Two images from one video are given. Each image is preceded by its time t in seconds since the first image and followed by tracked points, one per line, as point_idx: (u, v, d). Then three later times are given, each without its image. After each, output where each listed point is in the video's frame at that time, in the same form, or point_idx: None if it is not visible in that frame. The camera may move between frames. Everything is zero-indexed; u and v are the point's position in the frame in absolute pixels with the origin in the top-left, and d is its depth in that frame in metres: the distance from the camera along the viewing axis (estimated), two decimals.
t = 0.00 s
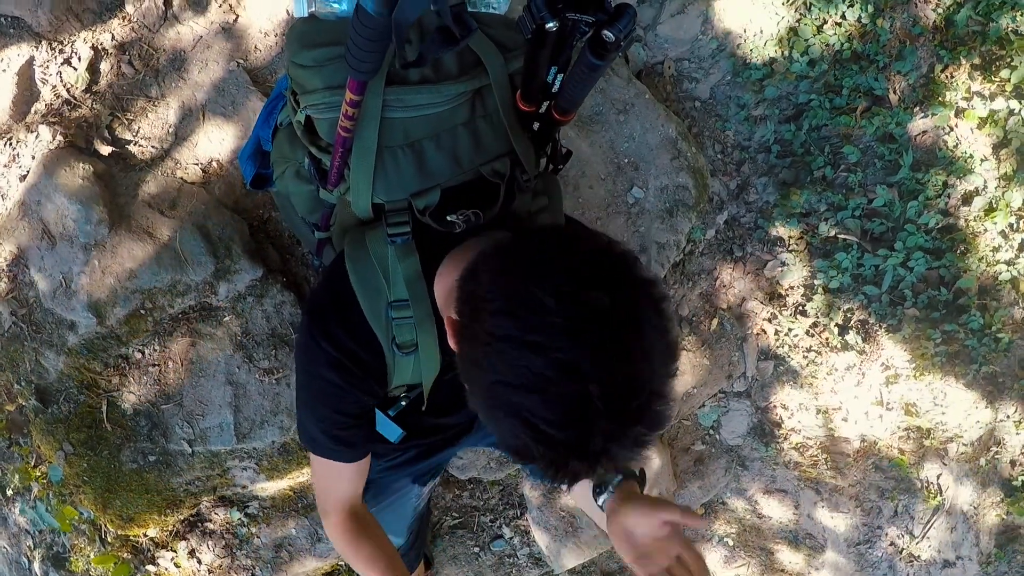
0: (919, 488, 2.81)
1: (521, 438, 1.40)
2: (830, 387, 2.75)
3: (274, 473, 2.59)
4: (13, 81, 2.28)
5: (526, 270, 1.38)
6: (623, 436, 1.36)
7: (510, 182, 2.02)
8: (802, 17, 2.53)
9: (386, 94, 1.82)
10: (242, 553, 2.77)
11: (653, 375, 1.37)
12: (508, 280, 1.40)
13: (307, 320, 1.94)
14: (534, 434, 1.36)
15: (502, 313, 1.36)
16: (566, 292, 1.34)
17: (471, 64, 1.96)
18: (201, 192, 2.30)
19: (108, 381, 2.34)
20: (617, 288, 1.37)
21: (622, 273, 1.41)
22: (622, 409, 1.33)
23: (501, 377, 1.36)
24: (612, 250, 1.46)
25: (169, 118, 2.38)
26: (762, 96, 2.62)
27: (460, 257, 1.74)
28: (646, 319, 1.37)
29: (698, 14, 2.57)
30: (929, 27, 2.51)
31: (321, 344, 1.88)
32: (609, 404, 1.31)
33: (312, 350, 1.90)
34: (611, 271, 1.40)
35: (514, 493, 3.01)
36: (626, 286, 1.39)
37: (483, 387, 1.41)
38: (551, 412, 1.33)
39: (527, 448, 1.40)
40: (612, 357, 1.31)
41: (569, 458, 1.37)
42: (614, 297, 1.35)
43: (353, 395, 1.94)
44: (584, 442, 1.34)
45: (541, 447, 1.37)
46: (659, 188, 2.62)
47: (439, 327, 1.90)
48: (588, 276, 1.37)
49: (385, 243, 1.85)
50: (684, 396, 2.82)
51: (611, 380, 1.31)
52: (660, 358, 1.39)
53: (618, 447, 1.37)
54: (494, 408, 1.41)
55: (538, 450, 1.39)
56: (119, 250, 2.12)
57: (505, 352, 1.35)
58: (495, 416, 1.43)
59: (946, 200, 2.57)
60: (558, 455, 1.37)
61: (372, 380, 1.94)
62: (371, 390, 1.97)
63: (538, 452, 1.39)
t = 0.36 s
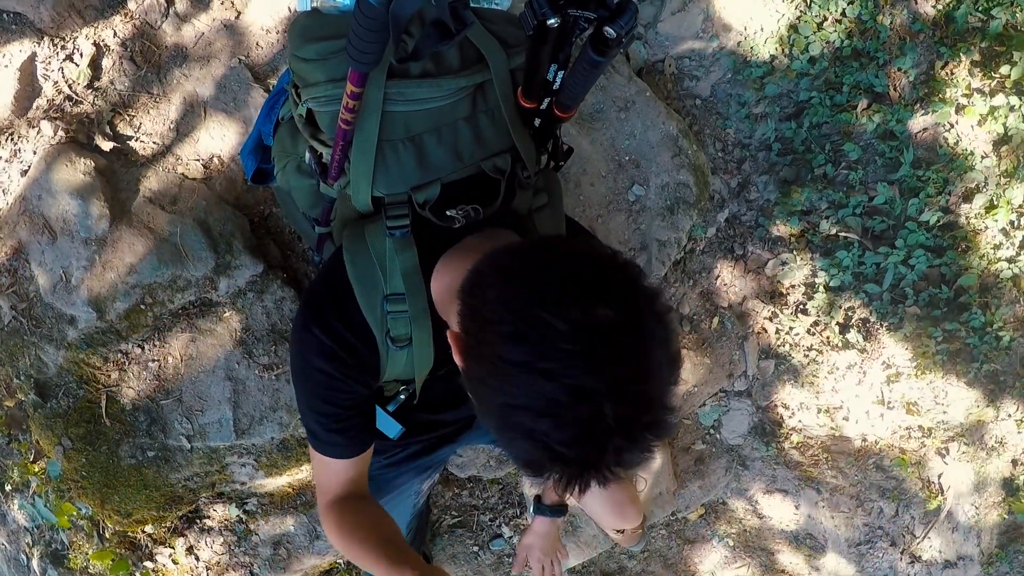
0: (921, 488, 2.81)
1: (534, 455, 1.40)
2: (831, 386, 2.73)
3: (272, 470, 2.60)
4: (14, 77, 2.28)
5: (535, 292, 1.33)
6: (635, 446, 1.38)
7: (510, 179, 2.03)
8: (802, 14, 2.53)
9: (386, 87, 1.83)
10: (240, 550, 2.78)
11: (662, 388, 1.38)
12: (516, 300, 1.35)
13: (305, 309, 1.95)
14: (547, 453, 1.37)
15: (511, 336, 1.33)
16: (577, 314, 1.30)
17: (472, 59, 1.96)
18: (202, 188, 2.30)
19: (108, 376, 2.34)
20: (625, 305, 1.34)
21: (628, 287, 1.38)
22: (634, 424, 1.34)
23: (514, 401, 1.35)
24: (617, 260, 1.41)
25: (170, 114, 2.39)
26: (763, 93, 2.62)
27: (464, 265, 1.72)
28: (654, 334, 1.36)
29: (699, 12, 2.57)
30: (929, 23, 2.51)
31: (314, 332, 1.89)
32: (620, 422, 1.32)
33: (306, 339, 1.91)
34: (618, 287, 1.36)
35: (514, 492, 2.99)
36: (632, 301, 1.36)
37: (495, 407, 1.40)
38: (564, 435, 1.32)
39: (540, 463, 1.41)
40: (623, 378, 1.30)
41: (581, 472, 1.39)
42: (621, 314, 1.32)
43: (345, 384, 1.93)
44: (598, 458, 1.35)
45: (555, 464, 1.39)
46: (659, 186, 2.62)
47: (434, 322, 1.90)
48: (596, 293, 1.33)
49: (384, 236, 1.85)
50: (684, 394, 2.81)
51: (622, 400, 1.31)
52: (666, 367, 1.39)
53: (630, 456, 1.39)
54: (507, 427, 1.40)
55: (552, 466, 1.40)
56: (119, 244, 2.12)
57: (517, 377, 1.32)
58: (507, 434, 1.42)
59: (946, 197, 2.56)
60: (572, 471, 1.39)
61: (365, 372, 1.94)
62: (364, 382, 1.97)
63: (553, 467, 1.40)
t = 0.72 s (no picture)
0: (921, 490, 2.80)
1: (560, 463, 1.42)
2: (831, 387, 2.72)
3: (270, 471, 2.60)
4: (13, 78, 2.27)
5: (551, 307, 1.33)
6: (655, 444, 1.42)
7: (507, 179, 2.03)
8: (801, 14, 2.53)
9: (383, 87, 1.83)
10: (240, 552, 2.77)
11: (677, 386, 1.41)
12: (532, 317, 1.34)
13: (304, 315, 1.94)
14: (573, 461, 1.38)
15: (532, 354, 1.32)
16: (595, 326, 1.31)
17: (469, 61, 1.97)
18: (199, 188, 2.30)
19: (106, 377, 2.34)
20: (638, 311, 1.36)
21: (637, 294, 1.39)
22: (655, 424, 1.37)
23: (540, 416, 1.35)
24: (622, 266, 1.43)
25: (168, 115, 2.39)
26: (761, 94, 2.61)
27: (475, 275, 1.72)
28: (665, 335, 1.39)
29: (697, 12, 2.56)
30: (929, 23, 2.50)
31: (314, 339, 1.88)
32: (644, 424, 1.35)
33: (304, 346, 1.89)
34: (629, 295, 1.38)
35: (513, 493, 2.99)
36: (643, 306, 1.38)
37: (518, 421, 1.40)
38: (591, 443, 1.34)
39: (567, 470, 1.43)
40: (644, 383, 1.33)
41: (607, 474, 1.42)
42: (634, 320, 1.34)
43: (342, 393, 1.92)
44: (623, 461, 1.38)
45: (582, 471, 1.40)
46: (657, 186, 2.61)
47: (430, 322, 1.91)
48: (608, 302, 1.34)
49: (381, 237, 1.86)
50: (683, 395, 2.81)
51: (644, 404, 1.33)
52: (678, 365, 1.43)
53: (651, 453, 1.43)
54: (531, 441, 1.41)
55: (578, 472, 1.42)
56: (116, 245, 2.13)
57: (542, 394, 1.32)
58: (531, 446, 1.43)
59: (945, 197, 2.55)
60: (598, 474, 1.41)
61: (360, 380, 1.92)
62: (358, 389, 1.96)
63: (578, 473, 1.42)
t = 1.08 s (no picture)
0: (924, 487, 2.80)
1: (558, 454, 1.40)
2: (834, 385, 2.72)
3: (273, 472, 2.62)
4: (13, 81, 2.29)
5: (551, 295, 1.34)
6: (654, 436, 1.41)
7: (510, 181, 2.04)
8: (801, 13, 2.52)
9: (385, 89, 1.83)
10: (244, 554, 2.77)
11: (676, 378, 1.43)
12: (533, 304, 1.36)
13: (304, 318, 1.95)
14: (571, 451, 1.37)
15: (532, 340, 1.33)
16: (596, 313, 1.32)
17: (471, 62, 1.97)
18: (201, 191, 2.30)
19: (109, 381, 2.34)
20: (638, 302, 1.38)
21: (637, 287, 1.42)
22: (654, 415, 1.37)
23: (539, 402, 1.34)
24: (621, 261, 1.46)
25: (169, 118, 2.39)
26: (762, 92, 2.61)
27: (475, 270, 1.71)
28: (665, 328, 1.41)
29: (697, 11, 2.56)
30: (928, 21, 2.50)
31: (312, 339, 1.89)
32: (644, 413, 1.34)
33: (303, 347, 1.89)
34: (630, 286, 1.40)
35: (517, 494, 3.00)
36: (643, 298, 1.40)
37: (516, 411, 1.39)
38: (590, 431, 1.33)
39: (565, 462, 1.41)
40: (643, 371, 1.33)
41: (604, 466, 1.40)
42: (634, 310, 1.36)
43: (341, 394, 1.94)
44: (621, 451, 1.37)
45: (579, 462, 1.39)
46: (658, 185, 2.61)
47: (431, 326, 1.91)
48: (609, 293, 1.36)
49: (383, 239, 1.86)
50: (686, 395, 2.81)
51: (644, 391, 1.33)
52: (678, 358, 1.44)
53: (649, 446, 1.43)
54: (530, 431, 1.39)
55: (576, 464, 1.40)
56: (118, 249, 2.13)
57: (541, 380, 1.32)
58: (528, 437, 1.42)
59: (946, 194, 2.56)
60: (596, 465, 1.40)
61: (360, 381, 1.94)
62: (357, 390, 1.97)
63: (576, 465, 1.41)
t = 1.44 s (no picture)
0: (925, 484, 2.78)
1: (569, 337, 1.43)
2: (835, 383, 2.71)
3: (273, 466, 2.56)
4: (15, 73, 2.29)
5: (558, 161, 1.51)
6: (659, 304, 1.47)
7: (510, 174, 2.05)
8: (801, 9, 2.52)
9: (386, 83, 1.84)
10: (241, 548, 2.75)
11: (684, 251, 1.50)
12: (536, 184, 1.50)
13: (306, 310, 1.97)
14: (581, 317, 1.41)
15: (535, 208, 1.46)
16: (598, 182, 1.45)
17: (472, 55, 1.99)
18: (202, 184, 2.30)
19: (107, 371, 2.33)
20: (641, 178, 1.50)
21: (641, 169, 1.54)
22: (660, 271, 1.44)
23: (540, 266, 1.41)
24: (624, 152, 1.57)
25: (170, 111, 2.39)
26: (762, 89, 2.62)
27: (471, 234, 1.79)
28: (672, 205, 1.51)
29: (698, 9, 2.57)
30: (927, 16, 2.50)
31: (315, 334, 1.90)
32: (648, 269, 1.41)
33: (305, 341, 1.92)
34: (630, 166, 1.52)
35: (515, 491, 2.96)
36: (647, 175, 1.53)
37: (521, 298, 1.44)
38: (598, 287, 1.38)
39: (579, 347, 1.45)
40: (649, 227, 1.42)
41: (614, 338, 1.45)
42: (635, 179, 1.48)
43: (344, 385, 1.97)
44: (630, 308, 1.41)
45: (591, 329, 1.42)
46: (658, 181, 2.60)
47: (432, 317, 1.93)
48: (610, 168, 1.50)
49: (384, 231, 1.86)
50: (686, 392, 2.80)
51: (637, 241, 1.41)
52: (673, 238, 1.50)
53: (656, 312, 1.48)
54: (534, 310, 1.43)
55: (586, 339, 1.43)
56: (120, 239, 2.13)
57: (546, 244, 1.41)
58: (535, 325, 1.45)
59: (946, 190, 2.56)
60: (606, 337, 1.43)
61: (362, 371, 1.95)
62: (359, 382, 1.99)
63: (589, 339, 1.43)
